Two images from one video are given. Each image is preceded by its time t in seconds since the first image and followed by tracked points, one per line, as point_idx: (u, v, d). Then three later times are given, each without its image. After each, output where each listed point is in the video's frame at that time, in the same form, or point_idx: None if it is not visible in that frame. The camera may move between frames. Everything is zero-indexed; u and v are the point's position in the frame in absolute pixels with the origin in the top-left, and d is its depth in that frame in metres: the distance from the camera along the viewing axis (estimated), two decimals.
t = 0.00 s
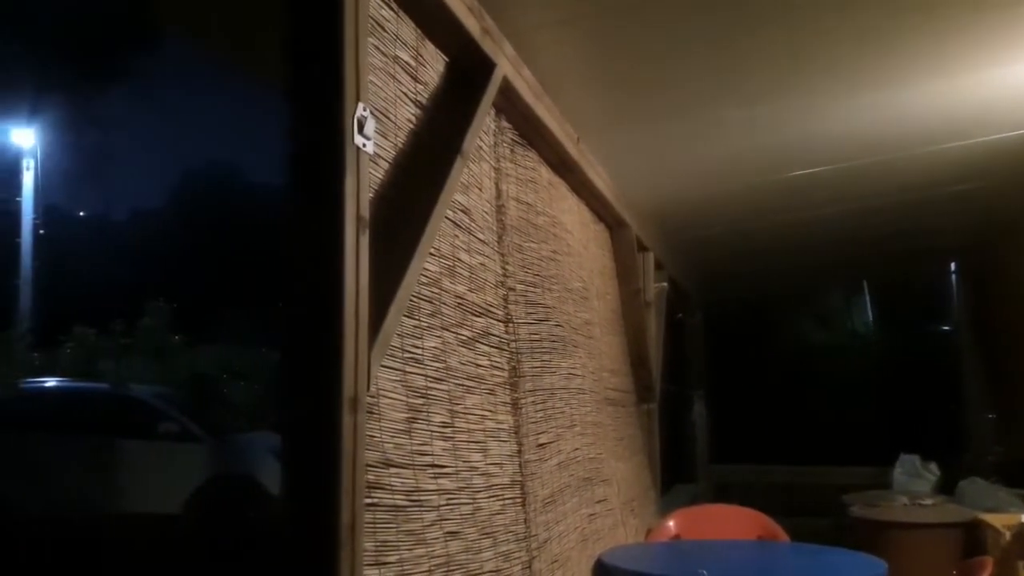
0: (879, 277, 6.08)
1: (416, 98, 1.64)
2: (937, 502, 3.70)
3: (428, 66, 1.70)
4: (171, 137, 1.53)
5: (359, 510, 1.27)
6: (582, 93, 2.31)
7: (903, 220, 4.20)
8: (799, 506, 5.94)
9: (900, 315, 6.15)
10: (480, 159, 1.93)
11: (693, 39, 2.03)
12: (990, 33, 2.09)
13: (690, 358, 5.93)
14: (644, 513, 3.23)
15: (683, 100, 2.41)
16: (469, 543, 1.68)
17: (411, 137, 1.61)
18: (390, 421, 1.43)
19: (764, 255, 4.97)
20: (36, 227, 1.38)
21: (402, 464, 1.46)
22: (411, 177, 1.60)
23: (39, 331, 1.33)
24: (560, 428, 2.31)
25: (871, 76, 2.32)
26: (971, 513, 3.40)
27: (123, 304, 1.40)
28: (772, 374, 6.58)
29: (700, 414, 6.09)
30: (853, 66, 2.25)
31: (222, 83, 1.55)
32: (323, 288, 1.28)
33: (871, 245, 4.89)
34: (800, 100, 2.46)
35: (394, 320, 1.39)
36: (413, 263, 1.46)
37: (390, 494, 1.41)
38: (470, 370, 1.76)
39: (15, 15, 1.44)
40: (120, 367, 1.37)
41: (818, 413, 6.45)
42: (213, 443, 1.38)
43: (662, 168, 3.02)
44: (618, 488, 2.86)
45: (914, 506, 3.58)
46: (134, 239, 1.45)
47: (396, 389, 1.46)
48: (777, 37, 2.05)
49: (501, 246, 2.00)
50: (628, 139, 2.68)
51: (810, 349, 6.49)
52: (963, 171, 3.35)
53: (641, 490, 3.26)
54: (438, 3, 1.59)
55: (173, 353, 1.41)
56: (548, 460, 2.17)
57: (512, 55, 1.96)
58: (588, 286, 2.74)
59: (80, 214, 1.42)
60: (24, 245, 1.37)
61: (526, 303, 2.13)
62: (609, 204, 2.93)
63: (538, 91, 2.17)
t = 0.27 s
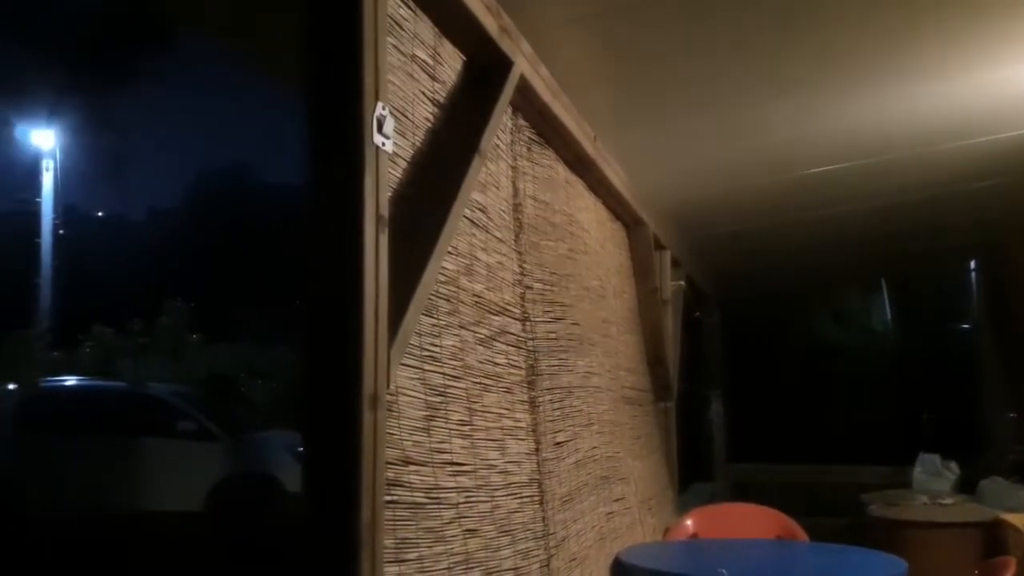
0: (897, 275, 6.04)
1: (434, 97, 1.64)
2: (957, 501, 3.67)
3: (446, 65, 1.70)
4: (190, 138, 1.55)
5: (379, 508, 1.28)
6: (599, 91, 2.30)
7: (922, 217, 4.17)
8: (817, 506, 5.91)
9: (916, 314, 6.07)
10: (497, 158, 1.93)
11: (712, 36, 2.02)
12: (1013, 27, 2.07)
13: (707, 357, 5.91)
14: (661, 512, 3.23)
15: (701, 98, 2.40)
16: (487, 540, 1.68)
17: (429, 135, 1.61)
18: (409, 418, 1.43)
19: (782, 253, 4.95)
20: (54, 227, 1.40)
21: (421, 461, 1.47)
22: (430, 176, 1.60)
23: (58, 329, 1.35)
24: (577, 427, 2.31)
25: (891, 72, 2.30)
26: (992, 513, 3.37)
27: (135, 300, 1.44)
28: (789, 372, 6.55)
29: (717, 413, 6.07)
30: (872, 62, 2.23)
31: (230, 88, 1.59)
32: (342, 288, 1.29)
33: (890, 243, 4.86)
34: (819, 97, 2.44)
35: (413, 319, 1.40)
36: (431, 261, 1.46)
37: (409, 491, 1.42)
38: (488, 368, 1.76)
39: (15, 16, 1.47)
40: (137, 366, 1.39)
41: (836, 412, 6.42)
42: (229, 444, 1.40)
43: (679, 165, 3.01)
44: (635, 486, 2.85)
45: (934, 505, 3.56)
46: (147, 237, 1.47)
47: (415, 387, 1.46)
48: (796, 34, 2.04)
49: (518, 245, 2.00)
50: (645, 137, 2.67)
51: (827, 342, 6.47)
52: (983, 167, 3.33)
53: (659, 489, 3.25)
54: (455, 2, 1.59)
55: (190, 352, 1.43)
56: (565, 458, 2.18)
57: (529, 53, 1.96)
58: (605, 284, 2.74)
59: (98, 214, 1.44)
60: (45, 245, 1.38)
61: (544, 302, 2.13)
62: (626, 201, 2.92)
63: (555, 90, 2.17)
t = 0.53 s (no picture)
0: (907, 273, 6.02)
1: (444, 95, 1.64)
2: (969, 500, 3.66)
3: (455, 63, 1.70)
4: (203, 136, 1.59)
5: (390, 506, 1.28)
6: (609, 89, 2.30)
7: (933, 215, 4.16)
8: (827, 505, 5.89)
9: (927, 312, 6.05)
10: (507, 156, 1.93)
11: (722, 33, 2.02)
12: None
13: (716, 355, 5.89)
14: (671, 510, 3.22)
15: (711, 95, 2.39)
16: (498, 539, 1.68)
17: (438, 133, 1.61)
18: (419, 416, 1.43)
19: (792, 251, 4.93)
20: (64, 227, 1.47)
21: (432, 460, 1.46)
22: (440, 175, 1.60)
23: (68, 330, 1.40)
24: (587, 425, 2.30)
25: (903, 69, 2.29)
26: (1004, 511, 3.36)
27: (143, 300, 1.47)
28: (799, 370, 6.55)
29: (727, 411, 6.05)
30: (886, 58, 2.21)
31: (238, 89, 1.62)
32: (353, 286, 1.28)
33: (901, 241, 4.84)
34: (832, 94, 2.43)
35: (424, 317, 1.39)
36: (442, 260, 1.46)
37: (420, 490, 1.42)
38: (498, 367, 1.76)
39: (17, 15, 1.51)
40: (147, 363, 1.45)
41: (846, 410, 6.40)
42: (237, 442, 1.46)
43: (689, 163, 3.00)
44: (645, 484, 2.85)
45: (945, 504, 3.55)
46: (157, 237, 1.50)
47: (425, 385, 1.46)
48: (807, 31, 2.03)
49: (528, 243, 2.00)
50: (655, 134, 2.66)
51: (837, 341, 6.44)
52: (995, 165, 3.31)
53: (669, 487, 3.25)
54: None
55: (201, 348, 1.48)
56: (576, 457, 2.17)
57: (539, 51, 1.96)
58: (614, 283, 2.73)
59: (107, 214, 1.49)
60: (52, 245, 1.45)
61: (553, 300, 2.13)
62: (635, 199, 2.91)
63: (565, 87, 2.16)
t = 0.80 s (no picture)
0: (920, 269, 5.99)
1: (456, 92, 1.64)
2: (984, 497, 3.65)
3: (467, 60, 1.70)
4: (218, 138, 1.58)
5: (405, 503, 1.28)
6: (620, 85, 2.29)
7: (946, 211, 4.14)
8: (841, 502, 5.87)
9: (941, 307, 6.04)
10: (519, 153, 1.93)
11: (734, 30, 2.01)
12: None
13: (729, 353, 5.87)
14: (685, 507, 3.22)
15: (722, 92, 2.38)
16: (512, 536, 1.68)
17: (451, 131, 1.61)
18: (433, 414, 1.43)
19: (805, 248, 4.91)
20: (77, 226, 1.41)
21: (446, 457, 1.46)
22: (452, 172, 1.60)
23: (83, 330, 1.34)
24: (601, 423, 2.30)
25: (915, 64, 2.28)
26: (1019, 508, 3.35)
27: (154, 297, 1.44)
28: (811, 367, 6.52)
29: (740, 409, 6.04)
30: (896, 53, 2.20)
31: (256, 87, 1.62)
32: (367, 283, 1.29)
33: (915, 237, 4.82)
34: (841, 90, 2.43)
35: (438, 315, 1.40)
36: (455, 257, 1.46)
37: (434, 487, 1.42)
38: (511, 364, 1.76)
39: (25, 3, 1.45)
40: (160, 362, 1.41)
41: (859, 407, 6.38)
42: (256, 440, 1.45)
43: (701, 160, 2.99)
44: (659, 482, 2.85)
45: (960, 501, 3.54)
46: (167, 237, 1.47)
47: (438, 383, 1.46)
48: (820, 27, 2.02)
49: (540, 240, 2.00)
50: (666, 131, 2.66)
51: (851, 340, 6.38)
52: (1009, 160, 3.29)
53: (682, 484, 3.24)
54: None
55: (216, 350, 1.46)
56: (589, 454, 2.17)
57: (551, 48, 1.95)
58: (626, 280, 2.72)
59: (120, 214, 1.45)
60: (68, 244, 1.39)
61: (566, 297, 2.13)
62: (647, 196, 2.91)
63: (577, 84, 2.16)
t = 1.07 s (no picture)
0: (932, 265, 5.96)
1: (467, 90, 1.64)
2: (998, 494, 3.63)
3: (478, 58, 1.69)
4: (221, 138, 1.59)
5: (418, 502, 1.28)
6: (631, 82, 2.29)
7: (959, 207, 4.12)
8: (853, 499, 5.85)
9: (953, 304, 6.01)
10: (530, 150, 1.92)
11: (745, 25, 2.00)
12: None
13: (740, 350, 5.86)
14: (697, 505, 3.21)
15: (732, 88, 2.37)
16: (524, 534, 1.68)
17: (462, 128, 1.61)
18: (445, 411, 1.43)
19: (817, 244, 4.90)
20: (88, 226, 1.42)
21: (458, 455, 1.46)
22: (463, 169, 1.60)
23: (94, 330, 1.34)
24: (612, 420, 2.30)
25: (926, 58, 2.26)
26: None
27: (166, 298, 1.44)
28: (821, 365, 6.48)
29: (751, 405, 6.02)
30: (905, 49, 2.19)
31: (254, 82, 1.63)
32: (379, 281, 1.28)
33: (927, 233, 4.80)
34: (852, 85, 2.41)
35: (450, 313, 1.40)
36: (467, 255, 1.46)
37: (446, 485, 1.42)
38: (523, 362, 1.76)
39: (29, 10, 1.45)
40: (171, 362, 1.43)
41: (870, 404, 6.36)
42: (265, 437, 1.45)
43: (712, 157, 2.99)
44: (670, 480, 2.85)
45: (974, 498, 3.52)
46: (175, 237, 1.47)
47: (450, 381, 1.46)
48: (831, 21, 2.01)
49: (551, 237, 1.99)
50: (677, 128, 2.65)
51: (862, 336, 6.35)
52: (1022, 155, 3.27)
53: (694, 482, 3.24)
54: None
55: (224, 347, 1.46)
56: (600, 452, 2.17)
57: (561, 45, 1.95)
58: (637, 277, 2.72)
59: (130, 214, 1.47)
60: (79, 244, 1.39)
61: (577, 295, 2.12)
62: (658, 193, 2.90)
63: (587, 81, 2.16)
